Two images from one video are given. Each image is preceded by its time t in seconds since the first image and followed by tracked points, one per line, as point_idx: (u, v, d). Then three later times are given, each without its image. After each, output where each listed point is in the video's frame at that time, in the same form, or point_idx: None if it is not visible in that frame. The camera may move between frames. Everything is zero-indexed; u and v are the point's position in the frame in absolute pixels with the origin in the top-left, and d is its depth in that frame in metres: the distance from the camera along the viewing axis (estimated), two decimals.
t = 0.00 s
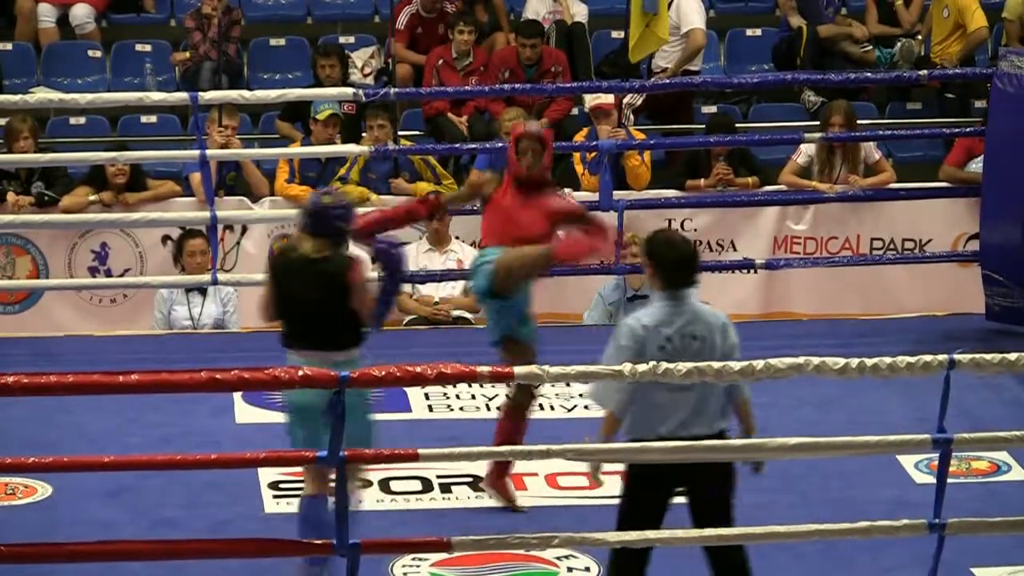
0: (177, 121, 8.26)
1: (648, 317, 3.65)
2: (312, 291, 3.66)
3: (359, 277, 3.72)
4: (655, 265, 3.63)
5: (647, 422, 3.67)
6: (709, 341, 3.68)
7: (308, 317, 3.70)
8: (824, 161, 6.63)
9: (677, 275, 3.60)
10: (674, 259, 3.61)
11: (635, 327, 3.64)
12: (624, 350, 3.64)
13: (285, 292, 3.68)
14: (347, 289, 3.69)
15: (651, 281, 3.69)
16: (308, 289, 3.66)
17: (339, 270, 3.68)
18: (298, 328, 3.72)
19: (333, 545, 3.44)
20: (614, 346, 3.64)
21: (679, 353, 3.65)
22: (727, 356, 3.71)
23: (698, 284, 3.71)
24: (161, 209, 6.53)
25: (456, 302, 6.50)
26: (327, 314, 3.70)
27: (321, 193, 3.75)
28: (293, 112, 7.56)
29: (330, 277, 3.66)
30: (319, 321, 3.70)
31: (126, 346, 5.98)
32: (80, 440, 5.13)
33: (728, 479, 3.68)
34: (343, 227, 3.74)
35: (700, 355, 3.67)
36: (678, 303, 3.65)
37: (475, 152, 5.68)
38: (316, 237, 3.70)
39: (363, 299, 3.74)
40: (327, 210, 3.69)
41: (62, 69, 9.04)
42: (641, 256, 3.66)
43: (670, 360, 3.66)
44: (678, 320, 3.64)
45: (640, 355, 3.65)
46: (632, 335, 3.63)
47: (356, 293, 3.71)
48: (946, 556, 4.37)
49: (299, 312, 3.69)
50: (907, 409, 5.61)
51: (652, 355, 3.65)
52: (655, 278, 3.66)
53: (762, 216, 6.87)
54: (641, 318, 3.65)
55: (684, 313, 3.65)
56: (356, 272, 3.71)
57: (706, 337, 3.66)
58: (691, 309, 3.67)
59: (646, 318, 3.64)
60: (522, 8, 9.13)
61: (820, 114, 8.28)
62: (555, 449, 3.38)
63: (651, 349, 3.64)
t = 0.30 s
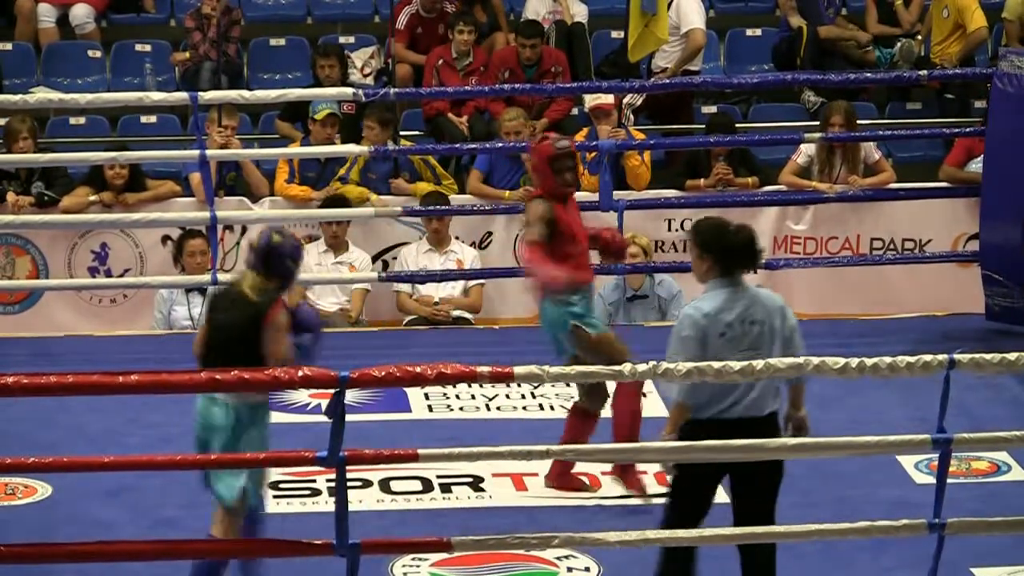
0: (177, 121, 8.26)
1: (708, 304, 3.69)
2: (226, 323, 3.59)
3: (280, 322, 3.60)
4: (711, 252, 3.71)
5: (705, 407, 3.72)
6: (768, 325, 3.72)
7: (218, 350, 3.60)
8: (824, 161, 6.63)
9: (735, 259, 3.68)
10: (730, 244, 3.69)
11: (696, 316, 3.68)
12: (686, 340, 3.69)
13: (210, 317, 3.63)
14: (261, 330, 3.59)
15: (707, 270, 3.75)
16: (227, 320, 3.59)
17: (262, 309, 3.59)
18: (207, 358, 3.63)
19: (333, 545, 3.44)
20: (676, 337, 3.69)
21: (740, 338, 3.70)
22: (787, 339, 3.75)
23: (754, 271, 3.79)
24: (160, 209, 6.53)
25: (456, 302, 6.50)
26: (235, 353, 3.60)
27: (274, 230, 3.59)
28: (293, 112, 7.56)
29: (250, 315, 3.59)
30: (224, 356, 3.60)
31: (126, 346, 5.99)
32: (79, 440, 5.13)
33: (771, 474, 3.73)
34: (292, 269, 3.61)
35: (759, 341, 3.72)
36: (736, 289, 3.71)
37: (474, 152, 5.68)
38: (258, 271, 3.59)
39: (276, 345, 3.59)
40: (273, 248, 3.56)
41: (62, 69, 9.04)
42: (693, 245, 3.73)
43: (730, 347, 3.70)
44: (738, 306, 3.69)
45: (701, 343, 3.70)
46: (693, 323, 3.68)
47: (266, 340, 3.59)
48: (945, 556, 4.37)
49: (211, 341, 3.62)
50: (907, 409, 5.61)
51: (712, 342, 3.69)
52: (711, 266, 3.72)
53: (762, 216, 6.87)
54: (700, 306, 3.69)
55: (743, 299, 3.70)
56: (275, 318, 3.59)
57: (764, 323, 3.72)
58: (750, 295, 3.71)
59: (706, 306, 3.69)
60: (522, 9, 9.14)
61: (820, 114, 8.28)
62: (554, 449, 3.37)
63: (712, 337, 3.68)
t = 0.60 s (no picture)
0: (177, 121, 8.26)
1: (729, 303, 3.74)
2: (192, 316, 3.69)
3: (242, 313, 3.65)
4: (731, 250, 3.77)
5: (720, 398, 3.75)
6: (785, 321, 3.79)
7: (192, 345, 3.70)
8: (823, 161, 6.63)
9: (756, 257, 3.75)
10: (749, 242, 3.76)
11: (719, 315, 3.72)
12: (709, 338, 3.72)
13: (179, 315, 3.73)
14: (225, 321, 3.66)
15: (725, 269, 3.80)
16: (193, 314, 3.68)
17: (222, 300, 3.66)
18: (184, 355, 3.72)
19: (333, 545, 3.43)
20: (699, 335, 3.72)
21: (761, 335, 3.75)
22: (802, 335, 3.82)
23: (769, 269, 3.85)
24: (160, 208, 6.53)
25: (456, 302, 6.49)
26: (208, 346, 3.68)
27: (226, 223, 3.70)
28: (293, 112, 7.56)
29: (213, 305, 3.66)
30: (201, 352, 3.69)
31: (126, 346, 5.99)
32: (79, 439, 5.13)
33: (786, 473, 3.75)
34: (248, 259, 3.70)
35: (777, 337, 3.78)
36: (755, 286, 3.76)
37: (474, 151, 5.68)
38: (214, 264, 3.69)
39: (246, 337, 3.65)
40: (225, 239, 3.66)
41: (62, 69, 9.03)
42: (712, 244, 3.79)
43: (751, 344, 3.75)
44: (758, 303, 3.74)
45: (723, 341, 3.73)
46: (715, 322, 3.72)
47: (231, 330, 3.66)
48: (945, 556, 4.36)
49: (183, 338, 3.71)
50: (907, 409, 5.61)
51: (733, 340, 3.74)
52: (732, 264, 3.77)
53: (762, 216, 6.87)
54: (721, 306, 3.74)
55: (762, 296, 3.76)
56: (235, 308, 3.65)
57: (783, 319, 3.78)
58: (769, 292, 3.77)
59: (727, 305, 3.73)
60: (521, 8, 9.14)
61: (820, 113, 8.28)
62: (553, 449, 3.37)
63: (734, 335, 3.72)
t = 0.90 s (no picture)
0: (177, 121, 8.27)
1: (743, 290, 3.74)
2: (180, 291, 3.77)
3: (226, 291, 3.72)
4: (744, 235, 3.78)
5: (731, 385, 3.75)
6: (800, 305, 3.78)
7: (173, 316, 3.80)
8: (823, 161, 6.64)
9: (769, 242, 3.75)
10: (762, 227, 3.76)
11: (732, 301, 3.73)
12: (722, 325, 3.74)
13: (168, 285, 3.83)
14: (209, 298, 3.74)
15: (738, 253, 3.81)
16: (180, 287, 3.77)
17: (208, 277, 3.74)
18: (166, 324, 3.83)
19: (333, 546, 3.43)
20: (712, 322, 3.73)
21: (776, 320, 3.75)
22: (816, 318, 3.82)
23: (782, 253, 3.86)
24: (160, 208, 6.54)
25: (456, 302, 6.49)
26: (188, 319, 3.78)
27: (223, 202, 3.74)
28: (293, 112, 7.56)
29: (200, 281, 3.75)
30: (179, 323, 3.79)
31: (125, 346, 5.99)
32: (79, 439, 5.13)
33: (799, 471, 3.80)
34: (240, 242, 3.76)
35: (793, 321, 3.78)
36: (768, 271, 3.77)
37: (474, 152, 5.68)
38: (205, 241, 3.76)
39: (223, 315, 3.73)
40: (217, 221, 3.70)
41: (61, 70, 9.03)
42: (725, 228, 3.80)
43: (766, 329, 3.75)
44: (772, 288, 3.75)
45: (738, 328, 3.74)
46: (730, 309, 3.72)
47: (213, 307, 3.73)
48: (944, 556, 4.36)
49: (167, 307, 3.81)
50: (906, 409, 5.61)
51: (748, 326, 3.74)
52: (744, 250, 3.79)
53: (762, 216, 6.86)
54: (735, 293, 3.74)
55: (775, 281, 3.76)
56: (220, 286, 3.72)
57: (797, 303, 3.78)
58: (782, 276, 3.78)
59: (741, 291, 3.74)
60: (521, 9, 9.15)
61: (820, 114, 8.28)
62: (553, 449, 3.37)
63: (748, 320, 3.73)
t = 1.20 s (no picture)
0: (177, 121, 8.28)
1: (782, 286, 3.73)
2: (217, 293, 3.78)
3: (264, 293, 3.75)
4: (776, 230, 3.80)
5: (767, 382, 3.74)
6: (834, 298, 3.79)
7: (207, 316, 3.81)
8: (822, 162, 6.64)
9: (803, 237, 3.78)
10: (794, 222, 3.79)
11: (773, 299, 3.71)
12: (764, 322, 3.72)
13: (200, 284, 3.84)
14: (247, 300, 3.76)
15: (769, 249, 3.82)
16: (214, 287, 3.78)
17: (245, 277, 3.76)
18: (199, 324, 3.84)
19: (332, 546, 3.43)
20: (754, 320, 3.71)
21: (814, 314, 3.76)
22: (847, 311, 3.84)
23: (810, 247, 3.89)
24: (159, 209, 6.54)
25: (455, 303, 6.50)
26: (224, 320, 3.79)
27: (262, 202, 3.75)
28: (293, 112, 7.56)
29: (235, 282, 3.76)
30: (214, 324, 3.81)
31: (125, 347, 5.99)
32: (78, 440, 5.13)
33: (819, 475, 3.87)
34: (276, 244, 3.77)
35: (828, 314, 3.78)
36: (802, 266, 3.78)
37: (473, 152, 5.69)
38: (243, 241, 3.76)
39: (263, 316, 3.75)
40: (257, 221, 3.72)
41: (61, 70, 9.04)
42: (755, 224, 3.83)
43: (804, 324, 3.75)
44: (808, 283, 3.75)
45: (777, 323, 3.74)
46: (771, 305, 3.71)
47: (254, 311, 3.75)
48: (944, 556, 4.36)
49: (201, 307, 3.82)
50: (906, 409, 5.61)
51: (789, 321, 3.74)
52: (777, 246, 3.80)
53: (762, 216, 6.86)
54: (775, 289, 3.73)
55: (810, 276, 3.76)
56: (258, 288, 3.74)
57: (831, 296, 3.78)
58: (815, 271, 3.78)
59: (780, 288, 3.73)
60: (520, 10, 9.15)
61: (819, 113, 8.29)
62: (552, 449, 3.38)
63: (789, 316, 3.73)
